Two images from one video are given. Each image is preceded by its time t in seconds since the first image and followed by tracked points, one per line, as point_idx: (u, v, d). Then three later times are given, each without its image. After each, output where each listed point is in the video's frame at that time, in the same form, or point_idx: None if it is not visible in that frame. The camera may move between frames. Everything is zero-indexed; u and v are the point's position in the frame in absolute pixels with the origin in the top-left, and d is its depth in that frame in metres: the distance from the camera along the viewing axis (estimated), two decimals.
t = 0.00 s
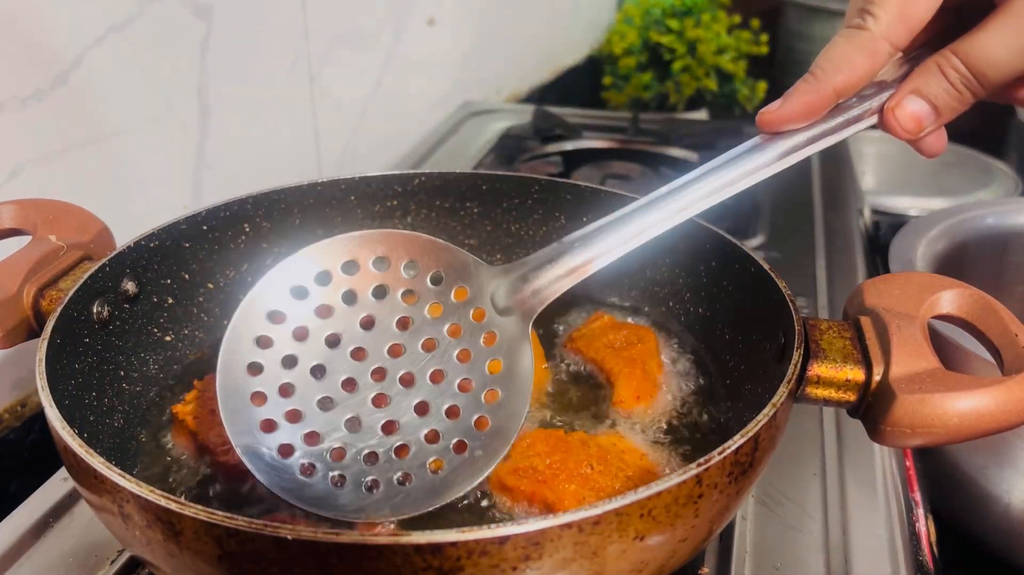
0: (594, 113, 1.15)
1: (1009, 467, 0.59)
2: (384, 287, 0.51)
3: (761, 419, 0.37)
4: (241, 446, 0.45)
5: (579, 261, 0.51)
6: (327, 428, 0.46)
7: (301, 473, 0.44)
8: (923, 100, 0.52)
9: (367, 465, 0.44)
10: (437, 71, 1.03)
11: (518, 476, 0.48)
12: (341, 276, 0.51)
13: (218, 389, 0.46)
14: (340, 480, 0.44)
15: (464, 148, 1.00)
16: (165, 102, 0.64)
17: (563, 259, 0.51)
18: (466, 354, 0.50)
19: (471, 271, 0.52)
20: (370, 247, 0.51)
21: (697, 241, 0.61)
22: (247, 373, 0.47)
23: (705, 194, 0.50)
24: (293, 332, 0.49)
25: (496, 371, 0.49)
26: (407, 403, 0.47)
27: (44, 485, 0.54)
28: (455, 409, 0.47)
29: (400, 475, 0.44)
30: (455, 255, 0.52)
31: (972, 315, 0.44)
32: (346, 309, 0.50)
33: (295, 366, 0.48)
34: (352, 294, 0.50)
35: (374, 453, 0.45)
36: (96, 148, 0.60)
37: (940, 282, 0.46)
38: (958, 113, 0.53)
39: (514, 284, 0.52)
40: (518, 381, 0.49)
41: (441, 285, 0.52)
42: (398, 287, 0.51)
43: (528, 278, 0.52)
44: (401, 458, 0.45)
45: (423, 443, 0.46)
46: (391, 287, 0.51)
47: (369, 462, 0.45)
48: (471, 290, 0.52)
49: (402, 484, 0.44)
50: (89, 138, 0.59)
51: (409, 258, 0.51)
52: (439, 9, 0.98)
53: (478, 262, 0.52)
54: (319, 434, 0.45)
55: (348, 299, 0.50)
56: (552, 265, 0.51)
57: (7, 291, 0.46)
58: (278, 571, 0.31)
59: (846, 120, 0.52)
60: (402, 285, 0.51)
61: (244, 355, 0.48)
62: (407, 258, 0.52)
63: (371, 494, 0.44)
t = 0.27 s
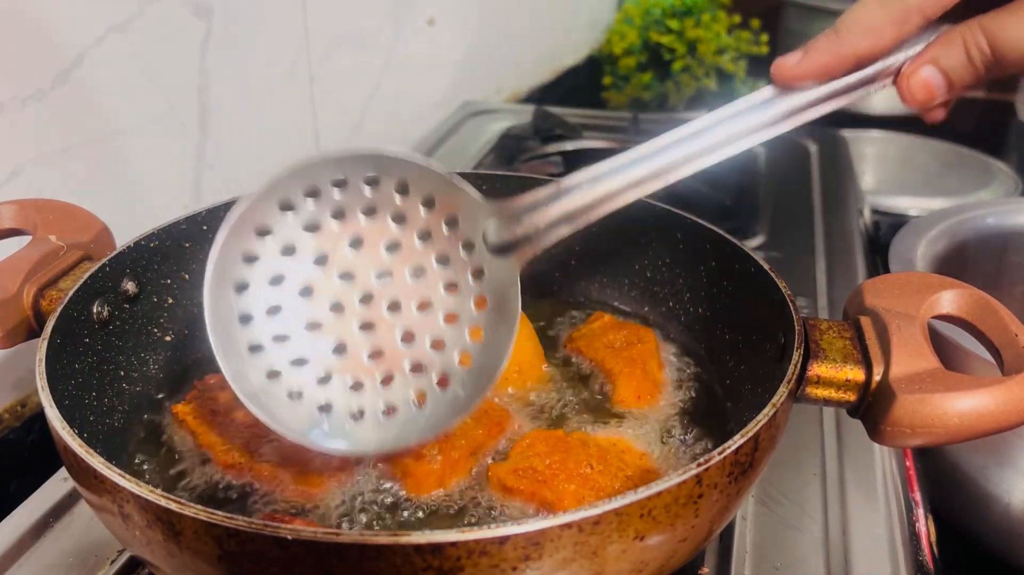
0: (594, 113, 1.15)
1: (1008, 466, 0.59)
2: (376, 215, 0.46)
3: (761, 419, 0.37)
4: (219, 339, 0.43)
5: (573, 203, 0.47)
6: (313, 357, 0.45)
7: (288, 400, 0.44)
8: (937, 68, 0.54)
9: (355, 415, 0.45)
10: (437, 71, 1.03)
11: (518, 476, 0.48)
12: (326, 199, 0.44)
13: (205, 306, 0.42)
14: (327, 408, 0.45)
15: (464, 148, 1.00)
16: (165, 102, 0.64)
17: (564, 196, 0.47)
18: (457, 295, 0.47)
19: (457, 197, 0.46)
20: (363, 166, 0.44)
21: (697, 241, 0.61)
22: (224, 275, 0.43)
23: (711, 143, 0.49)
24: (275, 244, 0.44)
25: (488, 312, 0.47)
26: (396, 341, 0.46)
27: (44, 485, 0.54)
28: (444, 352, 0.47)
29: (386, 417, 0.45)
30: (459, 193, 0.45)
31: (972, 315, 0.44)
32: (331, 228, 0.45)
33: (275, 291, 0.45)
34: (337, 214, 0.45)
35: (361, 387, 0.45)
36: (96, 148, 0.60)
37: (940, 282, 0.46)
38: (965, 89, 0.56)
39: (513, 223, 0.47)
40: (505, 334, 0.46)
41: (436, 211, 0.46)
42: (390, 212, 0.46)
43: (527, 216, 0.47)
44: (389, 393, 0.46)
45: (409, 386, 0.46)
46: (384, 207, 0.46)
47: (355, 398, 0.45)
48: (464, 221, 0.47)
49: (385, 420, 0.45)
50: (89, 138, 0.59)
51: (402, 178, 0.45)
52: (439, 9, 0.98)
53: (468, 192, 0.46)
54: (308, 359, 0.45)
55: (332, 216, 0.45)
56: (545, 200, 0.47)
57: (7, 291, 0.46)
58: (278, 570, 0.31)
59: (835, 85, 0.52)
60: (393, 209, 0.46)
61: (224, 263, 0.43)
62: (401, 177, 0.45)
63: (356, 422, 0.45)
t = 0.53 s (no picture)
0: (595, 113, 1.15)
1: (1008, 467, 0.59)
2: (417, 211, 0.46)
3: (760, 419, 0.37)
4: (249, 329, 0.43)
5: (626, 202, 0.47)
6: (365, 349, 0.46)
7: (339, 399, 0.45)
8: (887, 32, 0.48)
9: (403, 405, 0.46)
10: (437, 71, 1.03)
11: (518, 477, 0.48)
12: (367, 192, 0.45)
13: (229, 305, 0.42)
14: (368, 422, 0.45)
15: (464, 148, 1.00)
16: (165, 102, 0.64)
17: (617, 193, 0.47)
18: (502, 290, 0.48)
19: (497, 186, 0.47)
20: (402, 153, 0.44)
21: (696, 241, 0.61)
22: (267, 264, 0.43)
23: (754, 146, 0.47)
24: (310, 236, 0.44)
25: (537, 313, 0.48)
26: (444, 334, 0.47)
27: (44, 485, 0.54)
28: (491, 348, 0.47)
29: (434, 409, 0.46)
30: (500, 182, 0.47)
31: (972, 315, 0.44)
32: (368, 214, 0.46)
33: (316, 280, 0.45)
34: (379, 203, 0.46)
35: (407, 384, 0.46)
36: (96, 148, 0.60)
37: (940, 282, 0.46)
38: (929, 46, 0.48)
39: (559, 214, 0.47)
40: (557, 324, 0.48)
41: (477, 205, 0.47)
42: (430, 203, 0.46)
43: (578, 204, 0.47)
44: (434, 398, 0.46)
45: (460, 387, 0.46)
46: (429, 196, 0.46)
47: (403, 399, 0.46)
48: (511, 215, 0.47)
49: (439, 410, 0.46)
50: (89, 138, 0.59)
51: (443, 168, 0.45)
52: (439, 9, 0.98)
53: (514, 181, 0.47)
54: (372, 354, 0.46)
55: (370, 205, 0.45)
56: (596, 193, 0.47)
57: (7, 291, 0.46)
58: (278, 570, 0.31)
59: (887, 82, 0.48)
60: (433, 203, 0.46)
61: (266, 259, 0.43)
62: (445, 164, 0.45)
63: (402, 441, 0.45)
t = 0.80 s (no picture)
0: (595, 113, 1.15)
1: (1009, 467, 0.59)
2: (463, 357, 0.46)
3: (761, 420, 0.37)
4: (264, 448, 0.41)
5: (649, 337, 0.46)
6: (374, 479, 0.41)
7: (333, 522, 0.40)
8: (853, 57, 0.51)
9: (401, 516, 0.41)
10: (437, 71, 1.03)
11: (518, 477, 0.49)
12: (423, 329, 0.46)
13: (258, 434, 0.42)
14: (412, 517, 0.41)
15: (464, 147, 1.00)
16: (164, 102, 0.64)
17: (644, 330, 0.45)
18: (523, 434, 0.44)
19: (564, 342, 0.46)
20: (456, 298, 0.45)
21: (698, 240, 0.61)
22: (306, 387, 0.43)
23: (805, 260, 0.44)
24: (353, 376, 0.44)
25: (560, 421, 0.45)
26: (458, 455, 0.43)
27: (44, 486, 0.54)
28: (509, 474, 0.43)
29: (431, 524, 0.41)
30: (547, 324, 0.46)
31: (972, 315, 0.44)
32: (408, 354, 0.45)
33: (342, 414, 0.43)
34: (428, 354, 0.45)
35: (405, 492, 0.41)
36: (96, 149, 0.60)
37: (940, 282, 0.45)
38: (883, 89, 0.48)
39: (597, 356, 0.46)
40: (579, 460, 0.44)
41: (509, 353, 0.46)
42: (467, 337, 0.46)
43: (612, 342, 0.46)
44: (428, 501, 0.41)
45: (462, 478, 0.42)
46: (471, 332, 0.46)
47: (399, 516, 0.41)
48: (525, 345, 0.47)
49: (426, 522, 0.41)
50: (89, 138, 0.59)
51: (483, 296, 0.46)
52: (439, 8, 0.98)
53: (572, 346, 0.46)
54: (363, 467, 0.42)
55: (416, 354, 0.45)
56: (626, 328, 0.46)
57: (6, 291, 0.46)
58: (277, 571, 0.31)
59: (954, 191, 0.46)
60: (470, 350, 0.46)
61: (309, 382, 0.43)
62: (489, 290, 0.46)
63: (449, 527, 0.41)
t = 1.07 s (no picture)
0: (596, 113, 1.15)
1: (1009, 467, 0.59)
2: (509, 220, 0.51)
3: (761, 419, 0.37)
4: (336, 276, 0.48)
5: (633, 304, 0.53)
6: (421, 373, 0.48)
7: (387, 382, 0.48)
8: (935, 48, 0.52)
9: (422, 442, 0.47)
10: (437, 70, 1.02)
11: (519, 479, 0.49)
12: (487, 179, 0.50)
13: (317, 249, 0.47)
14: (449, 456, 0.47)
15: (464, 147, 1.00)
16: (164, 102, 0.64)
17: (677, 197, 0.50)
18: (545, 387, 0.49)
19: (579, 244, 0.52)
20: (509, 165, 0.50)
21: (692, 245, 0.61)
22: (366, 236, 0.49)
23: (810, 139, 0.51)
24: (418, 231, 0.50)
25: (580, 366, 0.50)
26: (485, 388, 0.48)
27: (44, 486, 0.54)
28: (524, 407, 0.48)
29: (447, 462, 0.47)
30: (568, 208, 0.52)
31: (973, 315, 0.44)
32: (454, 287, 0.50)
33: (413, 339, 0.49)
34: (473, 209, 0.51)
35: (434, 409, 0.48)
36: (96, 148, 0.60)
37: (941, 282, 0.45)
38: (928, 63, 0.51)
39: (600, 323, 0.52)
40: (579, 416, 0.49)
41: (555, 301, 0.51)
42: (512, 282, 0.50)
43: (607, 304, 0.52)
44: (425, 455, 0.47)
45: (485, 407, 0.48)
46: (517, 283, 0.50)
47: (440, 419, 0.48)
48: (557, 268, 0.52)
49: (446, 460, 0.47)
50: (88, 138, 0.59)
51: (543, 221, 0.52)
52: (439, 8, 0.98)
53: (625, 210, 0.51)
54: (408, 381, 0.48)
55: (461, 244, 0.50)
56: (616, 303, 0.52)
57: (6, 291, 0.46)
58: (277, 571, 0.31)
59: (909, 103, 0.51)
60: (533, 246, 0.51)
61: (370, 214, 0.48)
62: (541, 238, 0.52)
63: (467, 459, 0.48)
